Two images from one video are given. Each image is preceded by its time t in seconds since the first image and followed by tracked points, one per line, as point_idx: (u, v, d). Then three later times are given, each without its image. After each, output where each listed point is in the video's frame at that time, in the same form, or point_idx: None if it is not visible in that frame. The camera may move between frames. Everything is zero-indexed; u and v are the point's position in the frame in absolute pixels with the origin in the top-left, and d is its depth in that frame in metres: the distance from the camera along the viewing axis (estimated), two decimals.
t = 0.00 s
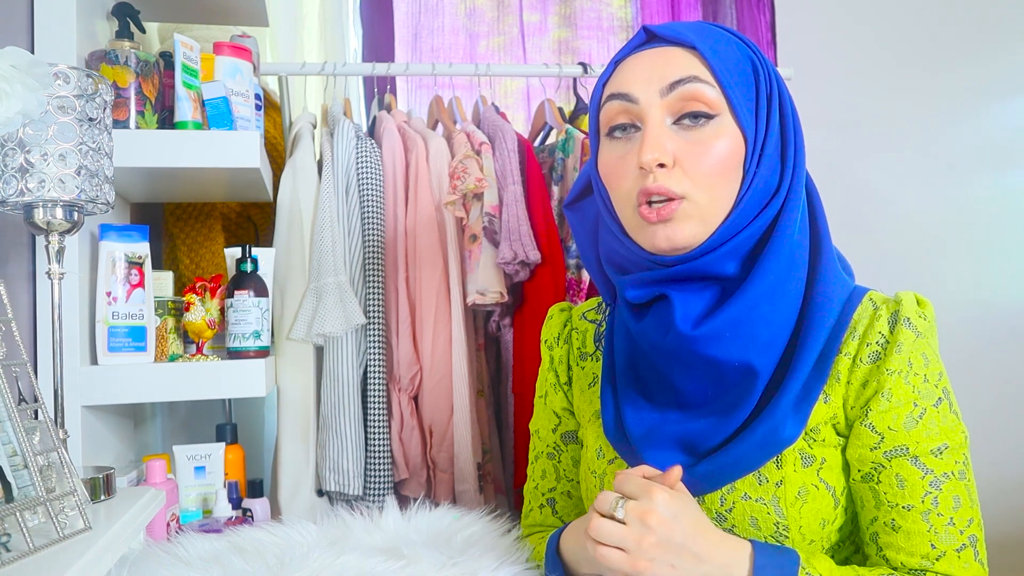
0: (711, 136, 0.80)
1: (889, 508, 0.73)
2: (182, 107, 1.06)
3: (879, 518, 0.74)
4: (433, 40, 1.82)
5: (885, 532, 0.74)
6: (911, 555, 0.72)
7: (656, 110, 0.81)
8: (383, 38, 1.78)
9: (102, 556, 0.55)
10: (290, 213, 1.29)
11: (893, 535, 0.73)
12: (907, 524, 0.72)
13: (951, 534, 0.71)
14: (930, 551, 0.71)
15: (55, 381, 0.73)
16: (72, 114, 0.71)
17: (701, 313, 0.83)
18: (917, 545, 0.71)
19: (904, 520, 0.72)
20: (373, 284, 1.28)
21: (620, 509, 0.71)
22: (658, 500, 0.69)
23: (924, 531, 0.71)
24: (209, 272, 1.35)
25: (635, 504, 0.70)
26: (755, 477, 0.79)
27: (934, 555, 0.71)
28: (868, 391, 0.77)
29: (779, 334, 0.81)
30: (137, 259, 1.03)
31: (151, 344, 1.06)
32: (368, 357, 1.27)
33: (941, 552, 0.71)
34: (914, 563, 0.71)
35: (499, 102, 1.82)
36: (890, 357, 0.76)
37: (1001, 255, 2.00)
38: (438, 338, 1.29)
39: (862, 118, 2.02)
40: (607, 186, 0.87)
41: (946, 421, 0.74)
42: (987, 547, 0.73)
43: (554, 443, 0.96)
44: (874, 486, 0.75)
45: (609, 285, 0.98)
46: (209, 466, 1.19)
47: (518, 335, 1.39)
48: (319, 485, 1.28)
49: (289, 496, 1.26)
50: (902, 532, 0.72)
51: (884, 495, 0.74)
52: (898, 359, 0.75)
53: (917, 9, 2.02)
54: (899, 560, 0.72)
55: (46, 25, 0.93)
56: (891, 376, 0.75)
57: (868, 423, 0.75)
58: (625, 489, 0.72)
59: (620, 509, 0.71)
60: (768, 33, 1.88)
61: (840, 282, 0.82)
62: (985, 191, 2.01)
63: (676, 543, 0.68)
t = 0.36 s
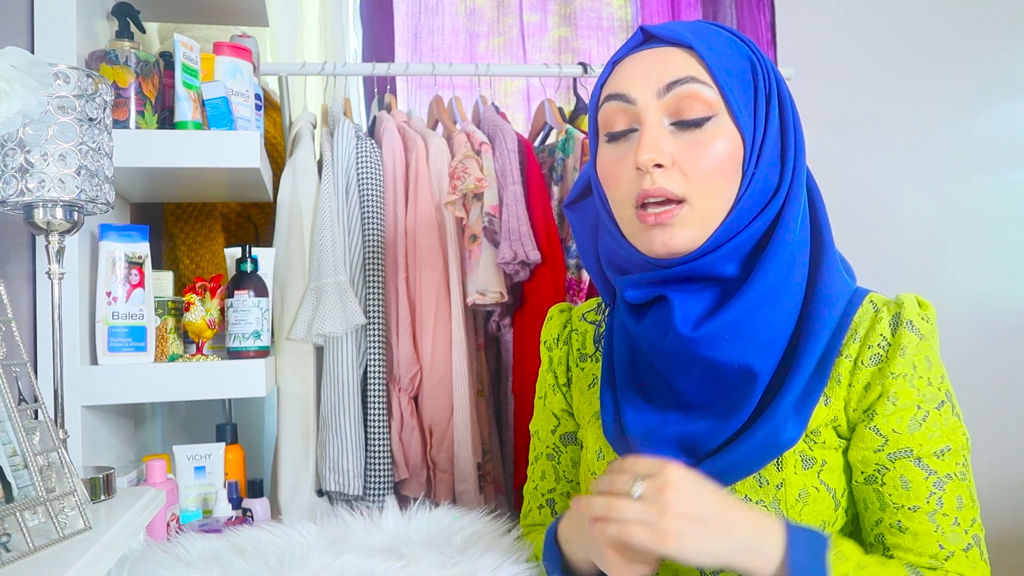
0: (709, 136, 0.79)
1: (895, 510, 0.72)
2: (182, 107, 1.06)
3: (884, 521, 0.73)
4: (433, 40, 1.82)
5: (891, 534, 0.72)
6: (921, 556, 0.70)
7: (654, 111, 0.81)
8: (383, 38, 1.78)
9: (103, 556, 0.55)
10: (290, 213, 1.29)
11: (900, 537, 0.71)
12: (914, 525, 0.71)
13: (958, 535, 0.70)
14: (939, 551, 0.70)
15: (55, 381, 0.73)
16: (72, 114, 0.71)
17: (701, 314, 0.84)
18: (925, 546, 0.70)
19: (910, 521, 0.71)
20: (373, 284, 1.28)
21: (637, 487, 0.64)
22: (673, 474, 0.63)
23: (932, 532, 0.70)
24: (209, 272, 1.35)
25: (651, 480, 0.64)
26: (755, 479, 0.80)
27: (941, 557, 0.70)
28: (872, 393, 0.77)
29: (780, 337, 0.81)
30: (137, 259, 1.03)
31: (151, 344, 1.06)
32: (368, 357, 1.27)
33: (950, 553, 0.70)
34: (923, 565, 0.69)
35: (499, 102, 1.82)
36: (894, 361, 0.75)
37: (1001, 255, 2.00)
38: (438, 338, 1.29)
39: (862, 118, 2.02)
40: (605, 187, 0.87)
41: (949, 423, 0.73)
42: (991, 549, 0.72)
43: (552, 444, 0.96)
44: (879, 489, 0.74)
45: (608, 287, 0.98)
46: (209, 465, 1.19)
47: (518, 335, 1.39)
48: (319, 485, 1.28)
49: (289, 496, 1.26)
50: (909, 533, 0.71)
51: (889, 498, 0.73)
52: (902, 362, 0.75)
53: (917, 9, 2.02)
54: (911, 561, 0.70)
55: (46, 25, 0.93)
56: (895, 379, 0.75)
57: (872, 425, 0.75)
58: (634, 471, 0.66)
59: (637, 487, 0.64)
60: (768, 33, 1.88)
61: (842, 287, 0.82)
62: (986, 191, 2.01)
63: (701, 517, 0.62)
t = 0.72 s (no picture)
0: (701, 131, 0.79)
1: (913, 516, 0.75)
2: (182, 107, 1.06)
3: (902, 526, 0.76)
4: (433, 40, 1.82)
5: (909, 538, 0.76)
6: (941, 557, 0.74)
7: (644, 108, 0.81)
8: (383, 38, 1.78)
9: (103, 556, 0.55)
10: (290, 213, 1.29)
11: (920, 541, 0.75)
12: (934, 529, 0.74)
13: (973, 535, 0.75)
14: (959, 553, 0.74)
15: (55, 381, 0.73)
16: (72, 114, 0.71)
17: (702, 318, 0.84)
18: (945, 548, 0.74)
19: (930, 526, 0.74)
20: (373, 283, 1.28)
21: (701, 486, 0.67)
22: (741, 475, 0.66)
23: (951, 535, 0.74)
24: (209, 272, 1.35)
25: (716, 480, 0.67)
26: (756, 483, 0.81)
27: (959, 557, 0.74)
28: (886, 402, 0.78)
29: (781, 343, 0.81)
30: (137, 259, 1.03)
31: (151, 344, 1.06)
32: (368, 357, 1.27)
33: (968, 553, 0.74)
34: (946, 565, 0.73)
35: (499, 102, 1.82)
36: (908, 369, 0.77)
37: (1002, 255, 2.00)
38: (438, 338, 1.29)
39: (862, 119, 2.02)
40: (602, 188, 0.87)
41: (960, 427, 0.77)
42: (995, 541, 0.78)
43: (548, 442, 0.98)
44: (893, 496, 0.76)
45: (611, 288, 0.98)
46: (209, 465, 1.19)
47: (518, 335, 1.39)
48: (319, 485, 1.28)
49: (289, 496, 1.26)
50: (930, 538, 0.74)
51: (907, 504, 0.75)
52: (917, 370, 0.77)
53: (917, 9, 2.02)
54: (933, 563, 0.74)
55: (45, 25, 0.93)
56: (911, 387, 0.77)
57: (890, 433, 0.77)
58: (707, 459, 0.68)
59: (700, 486, 0.67)
60: (768, 34, 1.88)
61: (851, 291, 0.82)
62: (986, 191, 2.01)
63: (759, 519, 0.66)
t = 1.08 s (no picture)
0: (697, 131, 0.79)
1: (924, 522, 0.75)
2: (182, 107, 1.06)
3: (912, 532, 0.76)
4: (433, 40, 1.82)
5: (919, 545, 0.76)
6: (952, 563, 0.74)
7: (640, 111, 0.81)
8: (383, 38, 1.78)
9: (102, 556, 0.55)
10: (290, 214, 1.29)
11: (930, 547, 0.75)
12: (944, 536, 0.74)
13: (984, 540, 0.75)
14: (969, 558, 0.74)
15: (55, 381, 0.73)
16: (72, 114, 0.71)
17: (707, 320, 0.83)
18: (955, 554, 0.74)
19: (939, 533, 0.75)
20: (373, 284, 1.28)
21: (706, 516, 0.67)
22: (743, 501, 0.66)
23: (961, 540, 0.74)
24: (209, 272, 1.35)
25: (720, 509, 0.67)
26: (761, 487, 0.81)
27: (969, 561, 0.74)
28: (894, 410, 0.78)
29: (786, 346, 0.81)
30: (137, 259, 1.03)
31: (151, 344, 1.06)
32: (368, 357, 1.27)
33: (979, 558, 0.74)
34: (956, 570, 0.74)
35: (499, 102, 1.82)
36: (916, 377, 0.77)
37: (1002, 255, 2.00)
38: (438, 338, 1.29)
39: (862, 119, 2.02)
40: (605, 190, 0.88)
41: (969, 433, 0.77)
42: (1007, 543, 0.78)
43: (550, 441, 0.99)
44: (902, 503, 0.77)
45: (615, 287, 0.99)
46: (209, 465, 1.19)
47: (518, 335, 1.39)
48: (319, 485, 1.28)
49: (289, 496, 1.26)
50: (940, 544, 0.75)
51: (917, 510, 0.76)
52: (925, 378, 0.77)
53: (917, 9, 2.02)
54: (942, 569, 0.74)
55: (45, 25, 0.93)
56: (920, 395, 0.77)
57: (900, 442, 0.77)
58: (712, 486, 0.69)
59: (706, 516, 0.67)
60: (768, 34, 1.88)
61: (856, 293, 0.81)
62: (986, 191, 2.01)
63: (768, 543, 0.66)
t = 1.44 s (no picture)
0: (716, 130, 0.79)
1: (932, 528, 0.76)
2: (182, 107, 1.06)
3: (919, 538, 0.77)
4: (433, 40, 1.82)
5: (926, 550, 0.76)
6: (957, 570, 0.75)
7: (657, 109, 0.81)
8: (383, 38, 1.78)
9: (101, 556, 0.55)
10: (290, 214, 1.29)
11: (936, 553, 0.76)
12: (951, 542, 0.75)
13: (989, 548, 0.75)
14: (974, 565, 0.75)
15: (56, 381, 0.73)
16: (72, 114, 0.71)
17: (720, 318, 0.84)
18: (961, 561, 0.75)
19: (947, 539, 0.75)
20: (373, 284, 1.28)
21: (725, 534, 0.66)
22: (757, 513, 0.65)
23: (968, 548, 0.75)
24: (209, 272, 1.35)
25: (738, 523, 0.65)
26: (772, 486, 0.80)
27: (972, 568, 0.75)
28: (909, 416, 0.78)
29: (799, 343, 0.81)
30: (137, 259, 1.03)
31: (151, 344, 1.06)
32: (368, 357, 1.27)
33: (984, 565, 0.75)
34: None
35: (499, 102, 1.82)
36: (932, 384, 0.78)
37: (1002, 255, 2.00)
38: (438, 337, 1.29)
39: (862, 119, 2.02)
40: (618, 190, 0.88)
41: (979, 442, 0.78)
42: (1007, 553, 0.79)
43: (550, 417, 1.06)
44: (912, 508, 0.77)
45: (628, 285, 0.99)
46: (209, 465, 1.20)
47: (518, 335, 1.39)
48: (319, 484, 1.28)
49: (289, 496, 1.27)
50: (947, 550, 0.75)
51: (926, 517, 0.76)
52: (942, 386, 0.78)
53: (917, 9, 2.02)
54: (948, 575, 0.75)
55: (46, 25, 0.93)
56: (936, 402, 0.77)
57: (914, 448, 0.77)
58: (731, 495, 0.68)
59: (725, 534, 0.66)
60: (768, 34, 1.89)
61: (866, 295, 0.81)
62: (987, 192, 2.01)
63: (787, 553, 0.65)
